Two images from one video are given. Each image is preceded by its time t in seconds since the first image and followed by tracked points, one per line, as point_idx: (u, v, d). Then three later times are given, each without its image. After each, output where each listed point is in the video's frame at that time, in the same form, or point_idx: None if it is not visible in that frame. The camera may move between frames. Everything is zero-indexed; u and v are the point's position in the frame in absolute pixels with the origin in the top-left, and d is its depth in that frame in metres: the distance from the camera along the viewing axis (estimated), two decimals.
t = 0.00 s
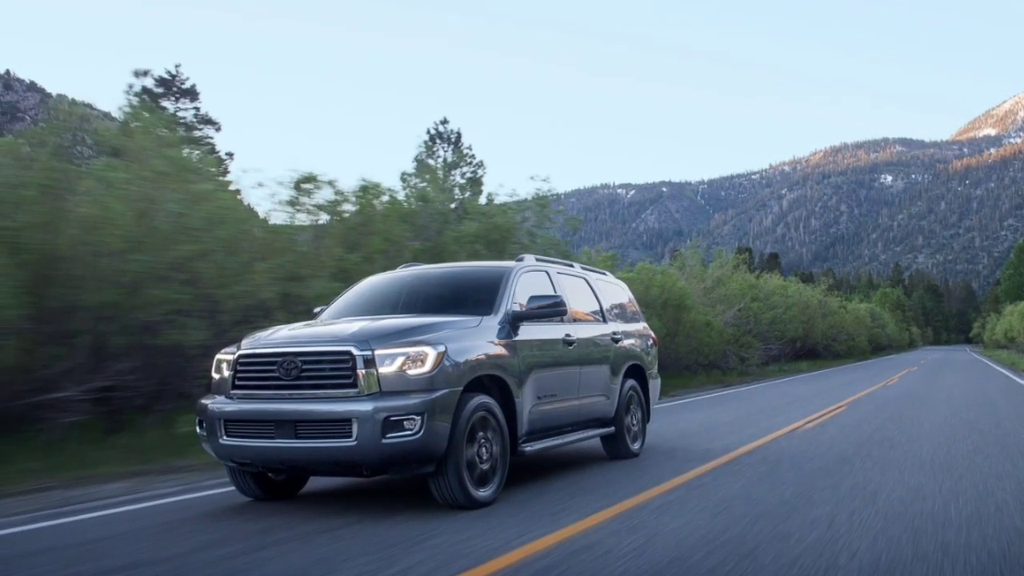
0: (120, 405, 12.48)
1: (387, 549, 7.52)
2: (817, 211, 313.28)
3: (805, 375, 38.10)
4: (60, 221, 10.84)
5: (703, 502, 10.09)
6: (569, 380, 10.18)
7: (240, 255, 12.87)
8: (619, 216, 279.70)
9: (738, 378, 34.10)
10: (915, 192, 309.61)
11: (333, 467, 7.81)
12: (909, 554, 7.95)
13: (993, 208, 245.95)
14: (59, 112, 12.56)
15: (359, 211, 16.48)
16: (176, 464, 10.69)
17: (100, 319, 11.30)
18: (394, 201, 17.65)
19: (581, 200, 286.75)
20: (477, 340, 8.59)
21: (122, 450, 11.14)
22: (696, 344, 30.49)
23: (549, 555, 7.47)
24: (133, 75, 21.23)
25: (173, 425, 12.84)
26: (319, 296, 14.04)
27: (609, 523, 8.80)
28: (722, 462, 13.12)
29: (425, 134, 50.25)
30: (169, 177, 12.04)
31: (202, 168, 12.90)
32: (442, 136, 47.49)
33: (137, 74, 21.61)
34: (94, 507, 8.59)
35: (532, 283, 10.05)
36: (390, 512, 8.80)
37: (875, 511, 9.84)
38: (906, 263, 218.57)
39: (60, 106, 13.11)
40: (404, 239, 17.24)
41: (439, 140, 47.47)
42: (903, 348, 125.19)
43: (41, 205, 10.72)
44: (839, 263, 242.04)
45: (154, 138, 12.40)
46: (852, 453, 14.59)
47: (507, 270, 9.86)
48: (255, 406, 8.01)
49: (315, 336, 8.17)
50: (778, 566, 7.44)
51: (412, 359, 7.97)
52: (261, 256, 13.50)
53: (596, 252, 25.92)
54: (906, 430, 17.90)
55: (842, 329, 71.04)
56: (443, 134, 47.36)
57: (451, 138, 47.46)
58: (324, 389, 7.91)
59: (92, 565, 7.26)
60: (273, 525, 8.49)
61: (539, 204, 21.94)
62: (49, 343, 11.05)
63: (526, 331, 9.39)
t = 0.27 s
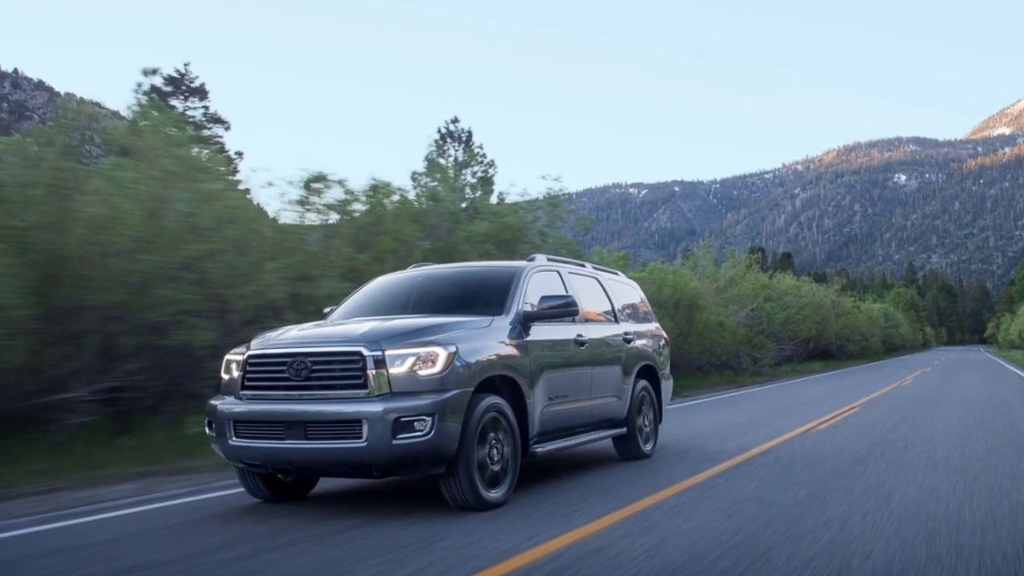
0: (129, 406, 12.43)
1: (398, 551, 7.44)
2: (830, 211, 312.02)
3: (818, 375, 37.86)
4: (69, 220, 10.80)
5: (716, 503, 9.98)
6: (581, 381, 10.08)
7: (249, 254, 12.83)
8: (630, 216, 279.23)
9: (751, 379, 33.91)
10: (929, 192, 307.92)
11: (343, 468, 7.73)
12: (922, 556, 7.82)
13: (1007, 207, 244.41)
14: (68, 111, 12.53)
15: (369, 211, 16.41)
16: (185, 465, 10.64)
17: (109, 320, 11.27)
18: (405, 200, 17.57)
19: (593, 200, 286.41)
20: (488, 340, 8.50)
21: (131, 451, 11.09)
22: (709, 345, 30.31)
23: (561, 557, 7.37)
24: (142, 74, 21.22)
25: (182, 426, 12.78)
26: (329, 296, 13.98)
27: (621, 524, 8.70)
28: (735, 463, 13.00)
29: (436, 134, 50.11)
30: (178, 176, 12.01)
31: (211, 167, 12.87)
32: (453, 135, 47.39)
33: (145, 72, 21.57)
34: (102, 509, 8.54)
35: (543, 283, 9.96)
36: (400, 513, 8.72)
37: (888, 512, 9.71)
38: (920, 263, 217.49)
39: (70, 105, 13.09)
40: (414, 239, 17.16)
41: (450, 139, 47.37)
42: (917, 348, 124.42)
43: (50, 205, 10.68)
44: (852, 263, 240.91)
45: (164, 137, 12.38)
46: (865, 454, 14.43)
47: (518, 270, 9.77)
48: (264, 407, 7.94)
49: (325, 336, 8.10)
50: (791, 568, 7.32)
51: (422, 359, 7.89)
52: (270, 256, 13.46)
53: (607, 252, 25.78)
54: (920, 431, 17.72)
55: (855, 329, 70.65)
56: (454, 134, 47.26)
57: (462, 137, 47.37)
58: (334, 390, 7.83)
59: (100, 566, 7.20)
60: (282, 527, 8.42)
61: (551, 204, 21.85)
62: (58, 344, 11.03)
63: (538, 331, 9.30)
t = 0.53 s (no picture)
0: (137, 406, 12.39)
1: (408, 552, 7.36)
2: (842, 210, 310.75)
3: (831, 376, 37.63)
4: (77, 220, 10.77)
5: (728, 505, 9.86)
6: (592, 381, 9.99)
7: (259, 254, 12.79)
8: (641, 216, 278.78)
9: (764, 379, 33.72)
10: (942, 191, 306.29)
11: (353, 469, 7.66)
12: (937, 557, 7.69)
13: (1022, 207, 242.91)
14: (76, 110, 12.48)
15: (379, 210, 16.34)
16: (194, 466, 10.59)
17: (117, 320, 11.24)
18: (415, 200, 17.50)
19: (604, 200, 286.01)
20: (499, 340, 8.42)
21: (140, 452, 11.05)
22: (721, 345, 30.14)
23: (572, 559, 7.28)
24: (151, 72, 21.17)
25: (191, 427, 12.73)
26: (339, 296, 13.93)
27: (633, 526, 8.60)
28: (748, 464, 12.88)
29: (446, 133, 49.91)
30: (187, 175, 11.97)
31: (221, 166, 12.82)
32: (463, 133, 47.32)
33: (155, 71, 21.52)
34: (110, 511, 8.48)
35: (555, 283, 9.87)
36: (410, 515, 8.64)
37: (901, 514, 9.58)
38: (934, 263, 216.31)
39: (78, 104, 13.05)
40: (425, 239, 17.10)
41: (461, 138, 47.29)
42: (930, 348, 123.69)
43: (59, 204, 10.66)
44: (865, 263, 239.82)
45: (173, 136, 12.34)
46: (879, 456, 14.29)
47: (529, 270, 9.68)
48: (273, 408, 7.86)
49: (335, 336, 8.02)
50: (804, 571, 7.21)
51: (433, 359, 7.81)
52: (280, 256, 13.41)
53: (619, 251, 25.64)
54: (933, 432, 17.55)
55: (869, 330, 70.29)
56: (465, 132, 47.17)
57: (473, 136, 47.31)
58: (344, 391, 7.75)
59: (107, 568, 7.14)
60: (291, 528, 8.35)
61: (562, 203, 21.75)
62: (66, 344, 11.04)
63: (549, 331, 9.21)
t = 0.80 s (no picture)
0: (147, 407, 12.34)
1: (419, 554, 7.28)
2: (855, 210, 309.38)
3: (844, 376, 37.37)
4: (85, 220, 10.77)
5: (740, 506, 9.74)
6: (604, 383, 9.89)
7: (268, 254, 12.75)
8: (652, 216, 278.28)
9: (777, 380, 33.51)
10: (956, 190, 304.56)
11: (363, 470, 7.58)
12: (951, 560, 7.57)
13: None
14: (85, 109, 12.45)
15: (389, 210, 16.28)
16: (203, 467, 10.53)
17: (126, 320, 11.22)
18: (426, 199, 17.43)
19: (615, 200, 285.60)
20: (510, 341, 8.33)
21: (149, 453, 11.00)
22: (734, 345, 29.95)
23: (584, 561, 7.18)
24: (159, 71, 21.18)
25: (201, 428, 12.66)
26: (348, 296, 13.88)
27: (644, 528, 8.50)
28: (760, 465, 12.76)
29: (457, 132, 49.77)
30: (196, 175, 11.94)
31: (230, 166, 12.78)
32: (474, 133, 47.24)
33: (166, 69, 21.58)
34: (118, 512, 8.43)
35: (566, 283, 9.78)
36: (421, 516, 8.56)
37: (915, 515, 9.44)
38: (947, 262, 215.03)
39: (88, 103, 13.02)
40: (435, 238, 17.02)
41: (471, 137, 47.21)
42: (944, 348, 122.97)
43: (66, 204, 10.67)
44: (877, 263, 238.65)
45: (182, 135, 12.29)
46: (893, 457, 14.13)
47: (540, 270, 9.59)
48: (283, 409, 7.79)
49: (345, 336, 7.95)
50: (817, 573, 7.10)
51: (444, 360, 7.73)
52: (290, 256, 13.36)
53: (631, 251, 25.51)
54: (947, 433, 17.40)
55: (882, 330, 69.88)
56: (475, 131, 47.09)
57: (484, 135, 47.23)
58: (353, 392, 7.67)
59: (115, 569, 7.09)
60: (301, 530, 8.27)
61: (573, 203, 21.65)
62: (74, 345, 11.03)
63: (561, 332, 9.12)
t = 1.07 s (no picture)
0: (155, 408, 12.29)
1: (429, 556, 7.20)
2: (867, 210, 308.03)
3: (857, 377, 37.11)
4: (94, 219, 10.76)
5: (753, 508, 9.62)
6: (616, 383, 9.80)
7: (278, 254, 12.70)
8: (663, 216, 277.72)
9: (790, 380, 33.31)
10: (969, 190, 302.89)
11: (374, 472, 7.51)
12: (965, 561, 7.44)
13: None
14: (94, 108, 12.42)
15: (399, 209, 16.21)
16: (213, 468, 10.48)
17: (134, 321, 11.19)
18: (436, 199, 17.36)
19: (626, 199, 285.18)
20: (521, 341, 8.24)
21: (157, 454, 10.96)
22: (746, 345, 29.79)
23: (595, 562, 7.09)
24: (169, 69, 21.18)
25: (209, 428, 12.59)
26: (358, 296, 13.81)
27: (656, 529, 8.39)
28: (772, 467, 12.63)
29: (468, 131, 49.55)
30: (205, 174, 11.90)
31: (240, 165, 12.73)
32: (485, 132, 47.15)
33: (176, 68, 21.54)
34: (126, 514, 8.37)
35: (578, 283, 9.69)
36: (432, 518, 8.48)
37: (928, 516, 9.31)
38: (960, 262, 213.79)
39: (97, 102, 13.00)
40: (446, 238, 16.94)
41: (482, 136, 47.11)
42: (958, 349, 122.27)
43: (75, 203, 10.67)
44: (890, 263, 237.45)
45: (190, 134, 12.26)
46: (906, 458, 13.97)
47: (552, 270, 9.50)
48: (292, 409, 7.72)
49: (355, 336, 7.87)
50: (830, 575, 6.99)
51: (454, 360, 7.65)
52: (300, 255, 13.32)
53: (643, 251, 25.39)
54: (961, 434, 17.23)
55: (895, 330, 69.48)
56: (486, 130, 47.00)
57: (494, 134, 47.15)
58: (364, 392, 7.60)
59: (123, 570, 7.04)
60: (310, 532, 8.20)
61: (585, 202, 21.55)
62: (82, 346, 11.02)
63: (572, 332, 9.03)
